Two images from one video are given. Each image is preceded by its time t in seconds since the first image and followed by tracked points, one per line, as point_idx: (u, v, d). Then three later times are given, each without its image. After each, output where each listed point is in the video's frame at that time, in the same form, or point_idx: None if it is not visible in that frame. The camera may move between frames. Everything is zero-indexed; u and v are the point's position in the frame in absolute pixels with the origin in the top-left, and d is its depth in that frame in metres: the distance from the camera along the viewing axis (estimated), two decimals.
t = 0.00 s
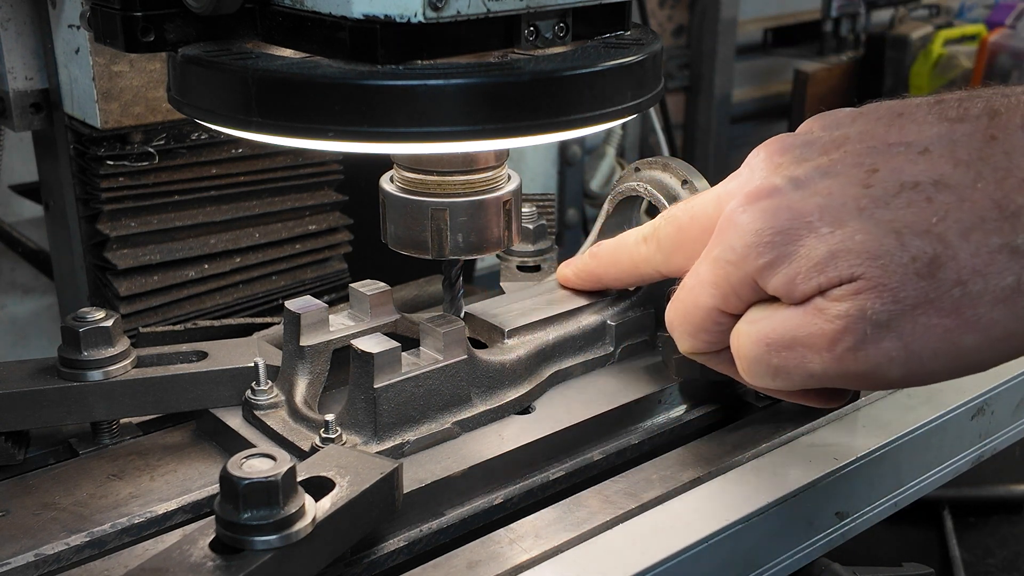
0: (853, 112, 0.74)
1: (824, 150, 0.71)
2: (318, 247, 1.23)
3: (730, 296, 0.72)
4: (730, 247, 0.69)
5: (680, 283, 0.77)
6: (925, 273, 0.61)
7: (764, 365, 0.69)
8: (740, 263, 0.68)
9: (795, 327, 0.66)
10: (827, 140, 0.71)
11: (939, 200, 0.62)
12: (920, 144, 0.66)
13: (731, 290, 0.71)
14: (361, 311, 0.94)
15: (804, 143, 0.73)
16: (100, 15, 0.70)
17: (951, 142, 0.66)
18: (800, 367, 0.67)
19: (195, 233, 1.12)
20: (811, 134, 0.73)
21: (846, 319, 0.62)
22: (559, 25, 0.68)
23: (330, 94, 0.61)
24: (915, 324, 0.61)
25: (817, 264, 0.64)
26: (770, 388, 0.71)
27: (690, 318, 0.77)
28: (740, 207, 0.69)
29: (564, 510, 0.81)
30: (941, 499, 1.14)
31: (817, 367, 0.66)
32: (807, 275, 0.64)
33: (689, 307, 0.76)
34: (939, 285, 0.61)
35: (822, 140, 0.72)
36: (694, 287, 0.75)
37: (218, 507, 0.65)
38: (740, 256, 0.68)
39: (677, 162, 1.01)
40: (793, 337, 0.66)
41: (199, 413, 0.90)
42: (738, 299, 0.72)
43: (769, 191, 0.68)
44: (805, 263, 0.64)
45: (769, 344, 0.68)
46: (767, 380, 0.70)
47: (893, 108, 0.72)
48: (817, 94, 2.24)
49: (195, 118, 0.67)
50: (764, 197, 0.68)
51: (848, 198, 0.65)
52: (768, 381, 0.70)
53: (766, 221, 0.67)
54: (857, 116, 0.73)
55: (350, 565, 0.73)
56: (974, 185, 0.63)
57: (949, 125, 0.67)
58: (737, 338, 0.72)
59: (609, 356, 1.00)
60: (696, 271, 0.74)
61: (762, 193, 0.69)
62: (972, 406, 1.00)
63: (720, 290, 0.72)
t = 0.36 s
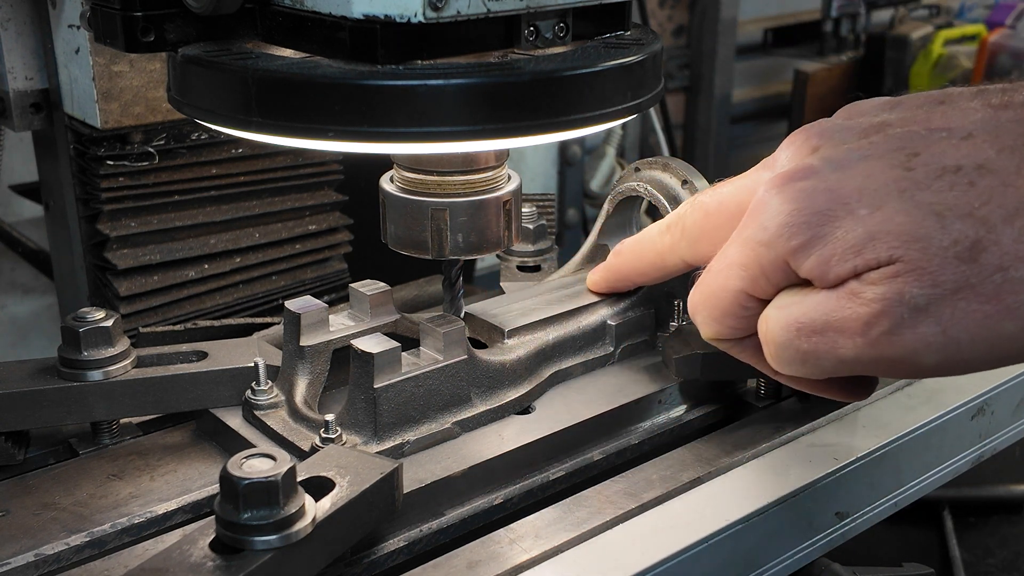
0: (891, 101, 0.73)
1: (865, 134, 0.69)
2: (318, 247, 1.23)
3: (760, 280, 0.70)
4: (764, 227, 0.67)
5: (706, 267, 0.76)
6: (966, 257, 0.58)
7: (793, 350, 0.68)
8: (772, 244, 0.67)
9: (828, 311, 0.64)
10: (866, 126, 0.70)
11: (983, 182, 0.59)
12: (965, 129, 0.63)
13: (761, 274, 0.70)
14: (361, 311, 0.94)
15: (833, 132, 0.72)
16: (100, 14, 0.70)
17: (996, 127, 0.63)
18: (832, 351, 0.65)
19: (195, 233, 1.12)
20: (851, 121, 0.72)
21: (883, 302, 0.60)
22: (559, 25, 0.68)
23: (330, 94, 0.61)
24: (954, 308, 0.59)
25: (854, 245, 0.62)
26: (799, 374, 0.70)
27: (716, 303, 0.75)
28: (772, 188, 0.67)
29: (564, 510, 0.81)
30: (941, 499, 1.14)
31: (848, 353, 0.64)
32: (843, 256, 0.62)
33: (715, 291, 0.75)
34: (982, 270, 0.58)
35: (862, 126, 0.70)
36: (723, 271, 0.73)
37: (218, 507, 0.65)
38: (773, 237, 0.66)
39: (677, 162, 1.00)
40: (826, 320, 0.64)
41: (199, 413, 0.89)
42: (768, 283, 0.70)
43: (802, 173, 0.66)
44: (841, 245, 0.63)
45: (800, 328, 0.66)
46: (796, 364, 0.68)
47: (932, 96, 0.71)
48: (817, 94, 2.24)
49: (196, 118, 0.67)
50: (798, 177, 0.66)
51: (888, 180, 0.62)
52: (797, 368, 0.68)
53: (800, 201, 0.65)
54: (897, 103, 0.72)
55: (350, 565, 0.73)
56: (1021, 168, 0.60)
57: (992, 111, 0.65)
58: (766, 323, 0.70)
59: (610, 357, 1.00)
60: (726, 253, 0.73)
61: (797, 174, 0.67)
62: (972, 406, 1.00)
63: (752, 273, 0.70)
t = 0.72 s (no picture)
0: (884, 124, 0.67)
1: (863, 151, 0.64)
2: (318, 247, 1.23)
3: (752, 299, 0.65)
4: (761, 241, 0.63)
5: (689, 282, 0.70)
6: (978, 276, 0.55)
7: (789, 374, 0.62)
8: (770, 260, 0.62)
9: (830, 332, 0.60)
10: (864, 144, 0.64)
11: (991, 202, 0.56)
12: (968, 149, 0.60)
13: (754, 293, 0.65)
14: (361, 311, 0.94)
15: (826, 150, 0.65)
16: (100, 14, 0.70)
17: (1001, 147, 0.59)
18: (831, 375, 0.60)
19: (195, 233, 1.12)
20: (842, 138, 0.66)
21: (891, 322, 0.57)
22: (559, 25, 0.67)
23: (330, 94, 0.61)
24: (963, 329, 0.56)
25: (859, 262, 0.58)
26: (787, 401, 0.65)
27: (699, 321, 0.69)
28: (770, 203, 0.63)
29: (564, 511, 0.81)
30: (941, 499, 1.14)
31: (848, 376, 0.60)
32: (846, 274, 0.59)
33: (698, 307, 0.69)
34: (993, 289, 0.55)
35: (860, 144, 0.64)
36: (710, 288, 0.67)
37: (218, 507, 0.65)
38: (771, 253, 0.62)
39: (677, 162, 1.00)
40: (827, 341, 0.60)
41: (199, 413, 0.90)
42: (759, 302, 0.65)
43: (800, 189, 0.62)
44: (844, 262, 0.59)
45: (798, 351, 0.61)
46: (789, 390, 0.63)
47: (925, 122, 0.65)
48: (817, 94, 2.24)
49: (196, 118, 0.67)
50: (798, 193, 0.62)
51: (892, 197, 0.58)
52: (792, 394, 0.63)
53: (799, 218, 0.61)
54: (892, 126, 0.66)
55: (350, 565, 0.73)
56: None
57: (995, 133, 0.61)
58: (756, 345, 0.65)
59: (609, 357, 1.00)
60: (714, 269, 0.67)
61: (792, 190, 0.62)
62: (972, 406, 0.99)
63: (742, 290, 0.65)
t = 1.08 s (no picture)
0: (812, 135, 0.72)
1: (787, 163, 0.68)
2: (318, 247, 1.23)
3: (682, 306, 0.67)
4: (689, 251, 0.66)
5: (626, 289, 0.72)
6: (889, 278, 0.58)
7: (718, 376, 0.64)
8: (698, 268, 0.65)
9: (755, 336, 0.62)
10: (790, 156, 0.69)
11: (903, 207, 0.60)
12: (882, 157, 0.64)
13: (684, 300, 0.67)
14: (361, 311, 0.94)
15: (756, 160, 0.70)
16: (100, 14, 0.70)
17: (912, 154, 0.64)
18: (758, 378, 0.62)
19: (195, 233, 1.12)
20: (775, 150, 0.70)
21: (810, 325, 0.59)
22: (560, 25, 0.68)
23: (330, 94, 0.61)
24: (879, 330, 0.58)
25: (780, 268, 0.61)
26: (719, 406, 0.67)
27: (634, 327, 0.71)
28: (702, 212, 0.66)
29: (563, 511, 0.81)
30: (941, 499, 1.14)
31: (773, 378, 0.62)
32: (768, 280, 0.61)
33: (633, 314, 0.71)
34: (905, 291, 0.58)
35: (784, 155, 0.69)
36: (643, 294, 0.70)
37: (218, 507, 0.65)
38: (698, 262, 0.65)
39: (677, 162, 1.01)
40: (751, 345, 0.62)
41: (199, 413, 0.89)
42: (690, 310, 0.68)
43: (730, 200, 0.66)
44: (765, 269, 0.62)
45: (726, 355, 0.63)
46: (720, 395, 0.65)
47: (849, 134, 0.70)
48: (817, 94, 2.24)
49: (196, 118, 0.67)
50: (726, 204, 0.66)
51: (809, 205, 0.62)
52: (723, 397, 0.65)
53: (727, 224, 0.64)
54: (817, 136, 0.71)
55: (350, 565, 0.73)
56: (937, 193, 0.60)
57: (909, 141, 0.66)
58: (688, 351, 0.67)
59: (609, 357, 1.00)
60: (646, 277, 0.70)
61: (723, 200, 0.66)
62: (972, 406, 0.99)
63: (673, 298, 0.67)
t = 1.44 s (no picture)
0: (857, 129, 0.76)
1: (829, 164, 0.73)
2: (318, 247, 1.23)
3: (735, 308, 0.75)
4: (737, 258, 0.72)
5: (683, 290, 0.80)
6: (928, 286, 0.63)
7: (770, 375, 0.73)
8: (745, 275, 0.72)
9: (801, 339, 0.69)
10: (832, 155, 0.74)
11: (943, 212, 0.65)
12: (924, 158, 0.69)
13: (735, 303, 0.75)
14: (361, 311, 0.94)
15: (798, 161, 0.75)
16: (100, 15, 0.70)
17: (954, 156, 0.68)
18: (805, 376, 0.70)
19: (196, 233, 1.12)
20: (816, 149, 0.76)
21: (851, 331, 0.66)
22: (560, 25, 0.68)
23: (330, 94, 0.61)
24: (918, 334, 0.64)
25: (822, 276, 0.67)
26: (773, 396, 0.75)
27: (691, 326, 0.80)
28: (748, 220, 0.72)
29: (564, 510, 0.81)
30: (942, 499, 1.14)
31: (820, 378, 0.69)
32: (812, 288, 0.68)
33: (690, 314, 0.79)
34: (943, 297, 0.63)
35: (827, 156, 0.74)
36: (698, 297, 0.78)
37: (219, 507, 0.65)
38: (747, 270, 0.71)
39: (677, 162, 1.01)
40: (799, 348, 0.70)
41: (199, 413, 0.89)
42: (742, 311, 0.75)
43: (777, 205, 0.71)
44: (810, 277, 0.68)
45: (776, 355, 0.71)
46: (772, 388, 0.74)
47: (890, 128, 0.74)
48: (817, 94, 2.24)
49: (196, 118, 0.67)
50: (771, 211, 0.71)
51: (851, 212, 0.67)
52: (774, 392, 0.73)
53: (772, 235, 0.70)
54: (861, 131, 0.75)
55: (350, 565, 0.73)
56: (977, 197, 0.65)
57: (950, 139, 0.70)
58: (743, 350, 0.75)
59: (610, 357, 1.00)
60: (700, 280, 0.78)
61: (770, 206, 0.72)
62: (971, 406, 0.99)
63: (725, 300, 0.75)
